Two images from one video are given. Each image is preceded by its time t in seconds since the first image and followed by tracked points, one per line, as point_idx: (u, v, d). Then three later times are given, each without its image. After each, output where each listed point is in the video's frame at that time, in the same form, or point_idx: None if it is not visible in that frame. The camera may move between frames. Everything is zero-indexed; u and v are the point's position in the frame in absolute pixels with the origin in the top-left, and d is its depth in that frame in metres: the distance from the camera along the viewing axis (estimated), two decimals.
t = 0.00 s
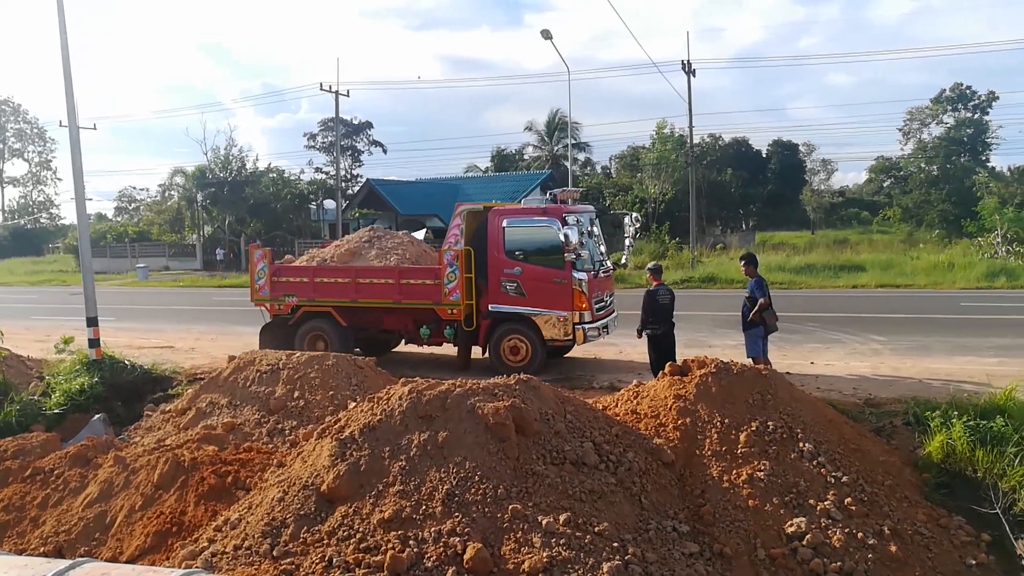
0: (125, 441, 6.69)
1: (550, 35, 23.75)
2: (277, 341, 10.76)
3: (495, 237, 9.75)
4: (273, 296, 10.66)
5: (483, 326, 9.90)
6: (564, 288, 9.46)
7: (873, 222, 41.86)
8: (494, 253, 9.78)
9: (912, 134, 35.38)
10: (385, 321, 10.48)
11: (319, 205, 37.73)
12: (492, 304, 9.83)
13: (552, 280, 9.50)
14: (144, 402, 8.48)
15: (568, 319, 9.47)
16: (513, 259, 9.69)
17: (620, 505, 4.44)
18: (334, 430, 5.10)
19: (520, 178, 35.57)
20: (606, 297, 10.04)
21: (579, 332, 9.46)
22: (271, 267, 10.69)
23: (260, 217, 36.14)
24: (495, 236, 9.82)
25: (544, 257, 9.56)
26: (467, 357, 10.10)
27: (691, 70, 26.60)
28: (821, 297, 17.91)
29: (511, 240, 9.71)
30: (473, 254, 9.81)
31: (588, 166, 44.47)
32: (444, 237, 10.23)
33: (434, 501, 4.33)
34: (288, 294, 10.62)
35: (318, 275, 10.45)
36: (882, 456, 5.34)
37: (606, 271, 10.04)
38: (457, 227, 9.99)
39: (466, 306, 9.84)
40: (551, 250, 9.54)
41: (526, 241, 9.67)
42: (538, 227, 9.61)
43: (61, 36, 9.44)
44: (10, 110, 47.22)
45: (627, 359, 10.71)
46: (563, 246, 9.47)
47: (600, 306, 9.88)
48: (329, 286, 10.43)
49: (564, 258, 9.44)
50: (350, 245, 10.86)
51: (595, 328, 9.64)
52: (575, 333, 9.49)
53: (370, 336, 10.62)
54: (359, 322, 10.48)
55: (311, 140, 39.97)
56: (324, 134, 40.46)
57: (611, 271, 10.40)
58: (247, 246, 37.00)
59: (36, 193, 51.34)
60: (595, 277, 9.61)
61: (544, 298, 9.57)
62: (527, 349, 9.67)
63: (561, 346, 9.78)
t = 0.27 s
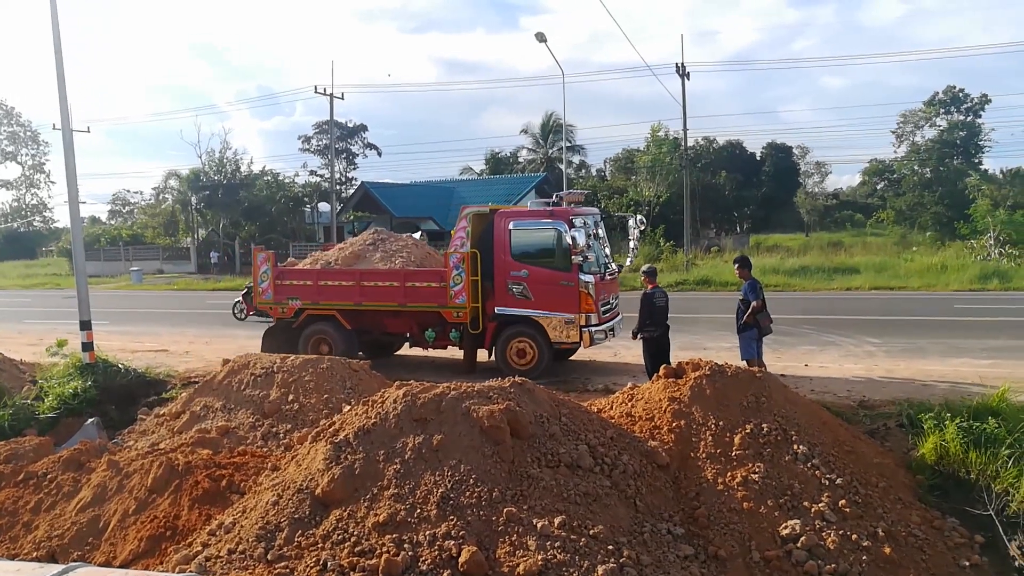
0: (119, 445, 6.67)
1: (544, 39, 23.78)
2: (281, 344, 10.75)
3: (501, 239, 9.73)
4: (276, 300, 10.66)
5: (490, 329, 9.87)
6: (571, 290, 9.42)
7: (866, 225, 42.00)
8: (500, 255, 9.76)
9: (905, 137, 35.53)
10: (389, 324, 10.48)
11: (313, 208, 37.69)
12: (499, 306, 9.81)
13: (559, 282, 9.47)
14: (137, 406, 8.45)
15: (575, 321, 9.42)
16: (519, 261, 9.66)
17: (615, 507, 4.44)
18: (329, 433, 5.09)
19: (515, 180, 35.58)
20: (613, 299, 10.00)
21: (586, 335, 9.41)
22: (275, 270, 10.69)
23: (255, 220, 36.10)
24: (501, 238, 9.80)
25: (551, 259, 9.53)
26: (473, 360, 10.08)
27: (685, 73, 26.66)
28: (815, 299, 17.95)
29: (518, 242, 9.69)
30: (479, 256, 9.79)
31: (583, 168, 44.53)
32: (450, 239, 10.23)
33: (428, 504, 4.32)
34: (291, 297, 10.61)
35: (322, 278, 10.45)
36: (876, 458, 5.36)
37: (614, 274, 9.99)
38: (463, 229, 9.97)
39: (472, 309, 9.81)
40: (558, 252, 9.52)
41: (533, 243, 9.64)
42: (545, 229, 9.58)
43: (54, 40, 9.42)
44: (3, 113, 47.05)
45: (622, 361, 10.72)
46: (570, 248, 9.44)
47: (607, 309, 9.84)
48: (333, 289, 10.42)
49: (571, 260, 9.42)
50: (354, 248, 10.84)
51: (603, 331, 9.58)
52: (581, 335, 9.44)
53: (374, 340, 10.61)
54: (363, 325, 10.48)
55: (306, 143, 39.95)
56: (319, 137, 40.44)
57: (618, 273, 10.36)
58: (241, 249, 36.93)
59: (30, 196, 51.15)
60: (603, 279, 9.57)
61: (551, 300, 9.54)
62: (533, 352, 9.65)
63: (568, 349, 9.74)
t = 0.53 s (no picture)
0: (113, 447, 6.65)
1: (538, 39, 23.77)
2: (285, 345, 10.74)
3: (507, 240, 9.73)
4: (280, 301, 10.64)
5: (496, 329, 9.86)
6: (578, 290, 9.42)
7: (861, 224, 42.08)
8: (506, 255, 9.76)
9: (899, 136, 35.60)
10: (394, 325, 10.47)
11: (308, 208, 37.65)
12: (505, 307, 9.80)
13: (565, 281, 9.47)
14: (132, 407, 8.42)
15: (582, 321, 9.41)
16: (526, 261, 9.66)
17: (611, 507, 4.44)
18: (324, 434, 5.08)
19: (510, 180, 35.56)
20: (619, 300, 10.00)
21: (593, 334, 9.39)
22: (278, 271, 10.67)
23: (249, 220, 36.08)
24: (507, 238, 9.79)
25: (558, 259, 9.53)
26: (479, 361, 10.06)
27: (679, 73, 26.70)
28: (810, 298, 17.99)
29: (524, 242, 9.69)
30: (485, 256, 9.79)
31: (578, 168, 44.55)
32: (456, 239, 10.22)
33: (424, 505, 4.32)
34: (295, 298, 10.59)
35: (326, 278, 10.42)
36: (871, 457, 5.37)
37: (620, 274, 10.00)
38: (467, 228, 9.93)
39: (478, 309, 9.80)
40: (565, 252, 9.52)
41: (540, 243, 9.64)
42: (552, 229, 9.58)
43: (47, 40, 9.39)
44: None
45: (618, 361, 10.73)
46: (577, 248, 9.47)
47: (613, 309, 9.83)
48: (337, 290, 10.39)
49: (578, 260, 9.42)
50: (359, 249, 10.81)
51: (610, 331, 9.56)
52: (589, 335, 9.41)
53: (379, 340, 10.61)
54: (368, 326, 10.46)
55: (300, 143, 39.91)
56: (314, 138, 40.42)
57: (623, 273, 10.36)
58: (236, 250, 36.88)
59: (23, 197, 50.98)
60: (609, 279, 9.57)
61: (557, 300, 9.52)
62: (540, 353, 9.61)
63: (575, 348, 9.71)
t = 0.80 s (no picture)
0: (109, 448, 6.63)
1: (534, 38, 23.76)
2: (291, 345, 10.72)
3: (516, 239, 9.73)
4: (286, 301, 10.62)
5: (505, 329, 9.86)
6: (587, 290, 9.40)
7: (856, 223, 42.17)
8: (515, 255, 9.76)
9: (894, 136, 35.70)
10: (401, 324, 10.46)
11: (304, 208, 37.58)
12: (514, 307, 9.80)
13: (574, 281, 9.45)
14: (127, 408, 8.39)
15: (591, 321, 9.39)
16: (535, 261, 9.65)
17: (607, 506, 4.45)
18: (321, 434, 5.07)
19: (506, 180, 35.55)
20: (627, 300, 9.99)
21: (603, 334, 9.36)
22: (284, 271, 10.65)
23: (245, 221, 36.04)
24: (516, 238, 9.79)
25: (567, 259, 9.52)
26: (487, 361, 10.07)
27: (675, 73, 26.75)
28: (806, 297, 18.02)
29: (533, 241, 9.68)
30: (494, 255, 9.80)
31: (574, 168, 44.58)
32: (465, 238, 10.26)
33: (421, 505, 4.31)
34: (301, 298, 10.57)
35: (332, 278, 10.40)
36: (867, 456, 5.38)
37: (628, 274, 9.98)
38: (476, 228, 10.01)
39: (486, 309, 9.78)
40: (574, 252, 9.51)
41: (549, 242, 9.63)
42: (561, 228, 9.57)
43: (42, 40, 9.36)
44: None
45: (616, 361, 10.74)
46: (586, 247, 9.46)
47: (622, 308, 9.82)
48: (343, 290, 10.38)
49: (587, 260, 9.42)
50: (366, 249, 10.80)
51: (619, 330, 9.54)
52: (597, 334, 9.39)
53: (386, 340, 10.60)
54: (375, 326, 10.46)
55: (296, 143, 39.88)
56: (309, 138, 40.37)
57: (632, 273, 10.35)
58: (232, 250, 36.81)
59: (17, 198, 50.83)
60: (618, 279, 9.56)
61: (566, 300, 9.51)
62: (549, 353, 9.60)
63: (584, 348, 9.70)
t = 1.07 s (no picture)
0: (108, 449, 6.63)
1: (532, 38, 23.76)
2: (301, 345, 10.73)
3: (528, 238, 9.74)
4: (296, 301, 10.62)
5: (516, 328, 9.84)
6: (600, 289, 9.39)
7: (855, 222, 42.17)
8: (527, 254, 9.76)
9: (893, 135, 35.70)
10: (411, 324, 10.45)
11: (303, 208, 37.56)
12: (526, 306, 9.78)
13: (586, 280, 9.44)
14: (127, 409, 8.38)
15: (603, 320, 9.39)
16: (547, 260, 9.64)
17: (607, 506, 4.45)
18: (320, 434, 5.07)
19: (505, 180, 35.54)
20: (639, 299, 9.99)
21: (616, 333, 9.36)
22: (293, 272, 10.64)
23: (244, 221, 36.03)
24: (528, 237, 9.80)
25: (579, 258, 9.52)
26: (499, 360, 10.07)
27: (674, 72, 26.77)
28: (805, 296, 18.02)
29: (545, 241, 9.68)
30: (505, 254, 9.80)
31: (573, 167, 44.59)
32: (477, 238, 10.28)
33: (421, 504, 4.31)
34: (311, 299, 10.57)
35: (342, 278, 10.39)
36: (866, 454, 5.39)
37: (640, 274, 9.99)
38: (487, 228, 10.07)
39: (498, 308, 9.77)
40: (586, 250, 9.51)
41: (561, 242, 9.63)
42: (573, 228, 9.58)
43: (40, 40, 9.35)
44: None
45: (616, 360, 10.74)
46: (599, 247, 9.46)
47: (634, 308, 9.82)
48: (354, 290, 10.36)
49: (599, 259, 9.42)
50: (376, 248, 10.78)
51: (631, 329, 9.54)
52: (610, 334, 9.40)
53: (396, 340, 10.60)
54: (385, 326, 10.45)
55: (294, 144, 39.87)
56: (308, 138, 40.38)
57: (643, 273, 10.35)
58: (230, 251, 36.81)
59: (16, 199, 50.86)
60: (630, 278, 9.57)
61: (578, 299, 9.50)
62: (561, 352, 9.58)
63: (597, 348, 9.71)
